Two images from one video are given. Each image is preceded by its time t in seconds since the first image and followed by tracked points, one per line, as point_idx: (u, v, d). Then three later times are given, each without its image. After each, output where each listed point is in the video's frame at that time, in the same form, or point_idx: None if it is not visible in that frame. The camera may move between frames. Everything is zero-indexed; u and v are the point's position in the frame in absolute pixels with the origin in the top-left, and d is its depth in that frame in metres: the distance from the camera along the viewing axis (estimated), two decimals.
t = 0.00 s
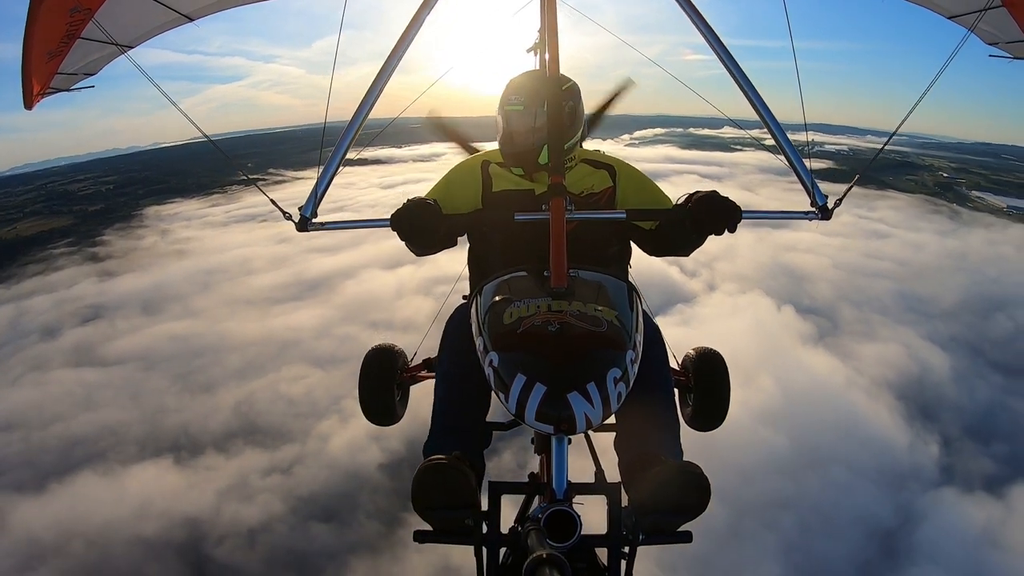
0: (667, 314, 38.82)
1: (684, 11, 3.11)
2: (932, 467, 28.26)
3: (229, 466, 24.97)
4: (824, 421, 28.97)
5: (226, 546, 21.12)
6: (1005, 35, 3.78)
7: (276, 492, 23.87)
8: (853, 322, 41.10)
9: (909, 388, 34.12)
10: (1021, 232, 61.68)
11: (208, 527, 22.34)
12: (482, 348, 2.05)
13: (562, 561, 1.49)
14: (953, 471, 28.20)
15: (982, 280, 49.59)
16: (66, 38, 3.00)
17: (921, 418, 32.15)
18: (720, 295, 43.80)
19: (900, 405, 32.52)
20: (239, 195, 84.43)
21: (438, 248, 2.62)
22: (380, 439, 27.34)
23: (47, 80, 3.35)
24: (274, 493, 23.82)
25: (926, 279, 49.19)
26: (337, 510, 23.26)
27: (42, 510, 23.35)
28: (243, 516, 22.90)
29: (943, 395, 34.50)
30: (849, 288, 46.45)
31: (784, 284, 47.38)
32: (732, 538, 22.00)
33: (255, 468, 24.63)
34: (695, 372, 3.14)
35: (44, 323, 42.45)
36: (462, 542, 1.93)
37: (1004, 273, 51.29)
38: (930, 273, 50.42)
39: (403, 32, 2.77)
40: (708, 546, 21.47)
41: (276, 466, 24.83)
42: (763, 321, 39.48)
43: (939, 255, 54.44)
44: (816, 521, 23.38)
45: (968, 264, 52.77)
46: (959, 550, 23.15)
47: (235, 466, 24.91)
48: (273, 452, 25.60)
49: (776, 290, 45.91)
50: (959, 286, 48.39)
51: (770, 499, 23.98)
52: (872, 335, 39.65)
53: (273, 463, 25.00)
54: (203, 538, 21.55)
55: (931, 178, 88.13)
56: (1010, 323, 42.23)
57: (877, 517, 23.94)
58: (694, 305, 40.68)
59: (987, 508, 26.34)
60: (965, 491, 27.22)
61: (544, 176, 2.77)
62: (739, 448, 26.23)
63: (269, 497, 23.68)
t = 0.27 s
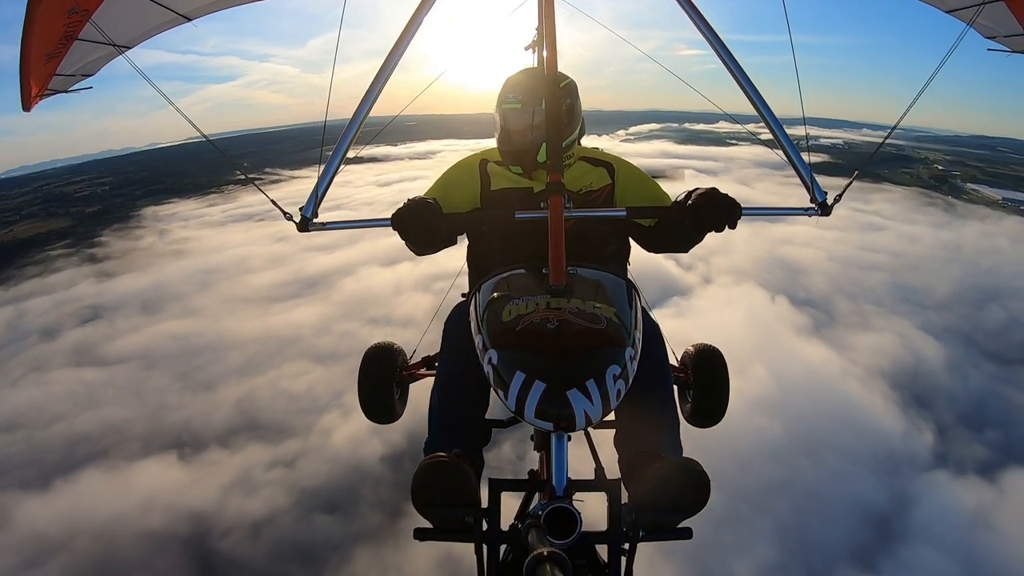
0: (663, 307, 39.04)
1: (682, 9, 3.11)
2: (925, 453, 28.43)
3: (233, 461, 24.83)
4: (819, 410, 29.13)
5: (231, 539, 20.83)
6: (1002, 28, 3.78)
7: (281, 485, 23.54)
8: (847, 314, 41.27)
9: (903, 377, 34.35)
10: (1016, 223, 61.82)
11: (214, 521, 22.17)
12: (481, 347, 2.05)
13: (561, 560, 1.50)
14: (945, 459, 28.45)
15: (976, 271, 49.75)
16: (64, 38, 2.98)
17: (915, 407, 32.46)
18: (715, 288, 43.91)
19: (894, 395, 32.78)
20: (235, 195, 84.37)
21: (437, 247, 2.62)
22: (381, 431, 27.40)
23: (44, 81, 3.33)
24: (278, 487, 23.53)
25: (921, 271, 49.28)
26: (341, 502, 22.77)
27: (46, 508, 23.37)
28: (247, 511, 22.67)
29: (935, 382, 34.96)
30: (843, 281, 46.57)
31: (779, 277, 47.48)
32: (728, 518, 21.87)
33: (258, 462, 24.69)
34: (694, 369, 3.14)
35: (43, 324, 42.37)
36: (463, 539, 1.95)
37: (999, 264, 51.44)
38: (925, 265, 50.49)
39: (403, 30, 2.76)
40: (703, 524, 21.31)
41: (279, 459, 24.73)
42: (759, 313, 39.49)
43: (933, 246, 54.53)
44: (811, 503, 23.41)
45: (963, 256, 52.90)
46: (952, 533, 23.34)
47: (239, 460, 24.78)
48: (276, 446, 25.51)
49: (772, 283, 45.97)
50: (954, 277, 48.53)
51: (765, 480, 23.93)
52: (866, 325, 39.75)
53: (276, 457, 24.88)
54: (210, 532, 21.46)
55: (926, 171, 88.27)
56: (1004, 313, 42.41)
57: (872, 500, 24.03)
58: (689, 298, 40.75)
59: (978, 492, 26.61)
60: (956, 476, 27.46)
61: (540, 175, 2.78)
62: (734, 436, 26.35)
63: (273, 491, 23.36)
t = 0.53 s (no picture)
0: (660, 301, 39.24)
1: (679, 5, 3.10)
2: (919, 443, 29.05)
3: (237, 454, 25.32)
4: (815, 402, 29.55)
5: (235, 532, 21.52)
6: (1000, 23, 3.76)
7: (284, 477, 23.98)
8: (842, 306, 41.45)
9: (898, 368, 34.57)
10: (1011, 217, 62.03)
11: (219, 513, 22.77)
12: (481, 342, 2.04)
13: (563, 556, 1.49)
14: (938, 448, 29.12)
15: (972, 264, 49.92)
16: (60, 37, 2.96)
17: (910, 398, 32.74)
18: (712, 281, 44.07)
19: (889, 387, 33.12)
20: (233, 193, 84.24)
21: (435, 243, 2.61)
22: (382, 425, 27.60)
23: (40, 80, 3.31)
24: (281, 479, 23.94)
25: (917, 265, 49.43)
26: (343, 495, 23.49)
27: (52, 503, 23.55)
28: (251, 502, 23.21)
29: (929, 372, 35.26)
30: (839, 274, 46.75)
31: (776, 271, 47.64)
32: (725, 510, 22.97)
33: (261, 455, 25.01)
34: (694, 364, 3.14)
35: (44, 323, 42.35)
36: (464, 536, 1.94)
37: (994, 257, 51.62)
38: (921, 258, 50.62)
39: (399, 26, 2.74)
40: (701, 515, 22.34)
41: (282, 453, 25.20)
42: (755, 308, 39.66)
43: (928, 240, 54.64)
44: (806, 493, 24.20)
45: (958, 250, 53.08)
46: (944, 521, 24.08)
47: (242, 454, 25.27)
48: (278, 441, 26.00)
49: (768, 276, 46.11)
50: (950, 270, 48.71)
51: (761, 471, 24.71)
52: (862, 318, 39.93)
53: (279, 450, 25.37)
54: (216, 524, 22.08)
55: (922, 165, 88.35)
56: (999, 306, 42.60)
57: (865, 489, 24.77)
58: (686, 292, 40.90)
59: (970, 479, 27.25)
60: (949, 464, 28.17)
61: (539, 171, 2.77)
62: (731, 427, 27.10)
63: (277, 483, 23.77)
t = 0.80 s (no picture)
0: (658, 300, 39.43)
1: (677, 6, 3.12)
2: (914, 438, 29.31)
3: (239, 450, 25.60)
4: (810, 400, 29.84)
5: (238, 528, 21.91)
6: (998, 25, 3.78)
7: (286, 472, 24.12)
8: (839, 305, 41.58)
9: (894, 366, 34.76)
10: (1007, 218, 62.16)
11: (221, 509, 23.01)
12: (478, 344, 2.04)
13: (561, 560, 1.49)
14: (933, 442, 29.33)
15: (969, 264, 50.05)
16: (58, 38, 2.95)
17: (906, 395, 32.90)
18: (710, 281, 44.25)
19: (885, 384, 33.30)
20: (233, 194, 84.16)
21: (432, 245, 2.61)
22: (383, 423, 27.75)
23: (38, 80, 3.29)
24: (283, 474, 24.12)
25: (914, 265, 49.55)
26: (346, 489, 23.63)
27: (56, 500, 23.72)
28: (254, 498, 23.56)
29: (924, 370, 35.43)
30: (837, 274, 46.92)
31: (773, 270, 47.81)
32: (719, 503, 23.45)
33: (264, 452, 25.21)
34: (691, 366, 3.15)
35: (45, 323, 42.28)
36: (462, 538, 1.95)
37: (992, 257, 51.77)
38: (917, 258, 50.77)
39: (398, 24, 2.74)
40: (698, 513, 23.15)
41: (284, 449, 25.34)
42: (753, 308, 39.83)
43: (925, 240, 54.75)
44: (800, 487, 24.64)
45: (955, 250, 53.23)
46: (936, 514, 24.40)
47: (245, 450, 25.51)
48: (282, 437, 26.10)
49: (766, 275, 46.26)
50: (946, 270, 48.85)
51: (756, 466, 25.06)
52: (858, 317, 40.08)
53: (281, 447, 25.51)
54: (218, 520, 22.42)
55: (919, 166, 88.56)
56: (995, 306, 42.75)
57: (859, 483, 25.13)
58: (684, 291, 41.08)
59: (964, 473, 27.50)
60: (943, 457, 28.43)
61: (535, 173, 2.77)
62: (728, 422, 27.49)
63: (280, 479, 23.96)
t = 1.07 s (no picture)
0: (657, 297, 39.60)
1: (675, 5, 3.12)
2: (911, 430, 29.52)
3: (245, 445, 26.07)
4: (809, 393, 29.97)
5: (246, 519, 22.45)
6: (996, 24, 3.79)
7: (292, 467, 24.82)
8: (836, 301, 41.51)
9: (892, 360, 34.94)
10: (1007, 215, 62.18)
11: (229, 501, 23.48)
12: (475, 342, 2.05)
13: (559, 557, 1.50)
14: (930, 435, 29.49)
15: (968, 260, 50.13)
16: (55, 38, 2.95)
17: (903, 388, 33.08)
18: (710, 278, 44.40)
19: (882, 378, 33.42)
20: (235, 193, 84.13)
21: (430, 244, 2.61)
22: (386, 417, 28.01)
23: (37, 80, 3.30)
24: (290, 468, 24.79)
25: (913, 261, 49.61)
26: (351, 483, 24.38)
27: (65, 496, 24.01)
28: (260, 491, 24.19)
29: (921, 364, 35.53)
30: (836, 271, 47.02)
31: (772, 266, 47.90)
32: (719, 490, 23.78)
33: (270, 447, 25.76)
34: (688, 364, 3.15)
35: (50, 322, 42.40)
36: (459, 537, 1.95)
37: (991, 253, 51.82)
38: (916, 255, 50.82)
39: (396, 24, 2.75)
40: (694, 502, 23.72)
41: (290, 444, 25.89)
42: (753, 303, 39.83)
43: (925, 236, 54.80)
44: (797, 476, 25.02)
45: (954, 246, 53.27)
46: (931, 503, 24.76)
47: (251, 445, 25.97)
48: (287, 432, 26.60)
49: (766, 272, 46.39)
50: (945, 266, 48.94)
51: (754, 457, 25.35)
52: (858, 312, 40.15)
53: (287, 441, 26.04)
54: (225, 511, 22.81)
55: (920, 163, 88.47)
56: (993, 302, 42.81)
57: (856, 472, 25.46)
58: (684, 287, 41.23)
59: (959, 463, 27.76)
60: (938, 447, 28.67)
61: (534, 172, 2.77)
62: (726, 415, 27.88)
63: (286, 473, 24.57)
